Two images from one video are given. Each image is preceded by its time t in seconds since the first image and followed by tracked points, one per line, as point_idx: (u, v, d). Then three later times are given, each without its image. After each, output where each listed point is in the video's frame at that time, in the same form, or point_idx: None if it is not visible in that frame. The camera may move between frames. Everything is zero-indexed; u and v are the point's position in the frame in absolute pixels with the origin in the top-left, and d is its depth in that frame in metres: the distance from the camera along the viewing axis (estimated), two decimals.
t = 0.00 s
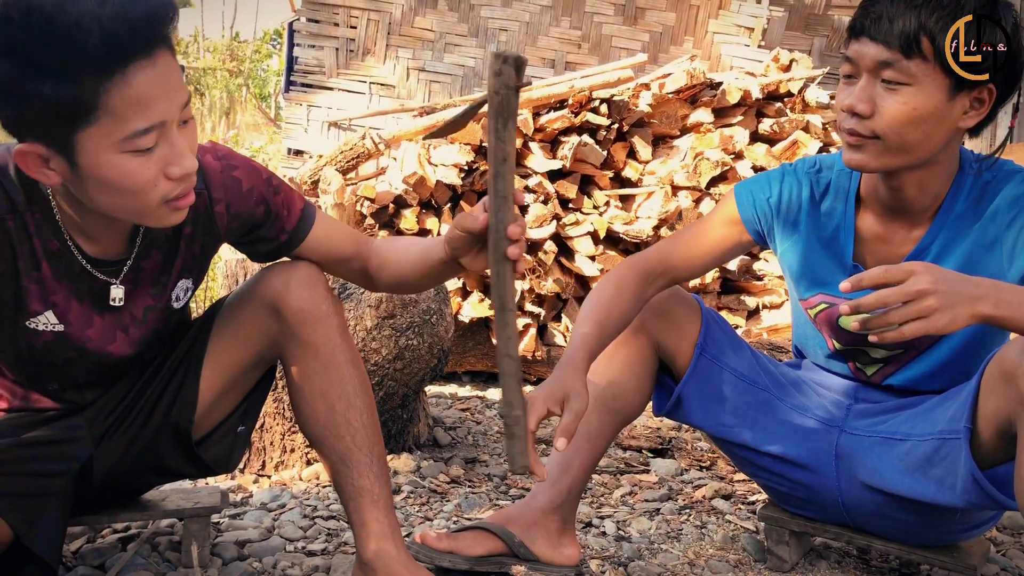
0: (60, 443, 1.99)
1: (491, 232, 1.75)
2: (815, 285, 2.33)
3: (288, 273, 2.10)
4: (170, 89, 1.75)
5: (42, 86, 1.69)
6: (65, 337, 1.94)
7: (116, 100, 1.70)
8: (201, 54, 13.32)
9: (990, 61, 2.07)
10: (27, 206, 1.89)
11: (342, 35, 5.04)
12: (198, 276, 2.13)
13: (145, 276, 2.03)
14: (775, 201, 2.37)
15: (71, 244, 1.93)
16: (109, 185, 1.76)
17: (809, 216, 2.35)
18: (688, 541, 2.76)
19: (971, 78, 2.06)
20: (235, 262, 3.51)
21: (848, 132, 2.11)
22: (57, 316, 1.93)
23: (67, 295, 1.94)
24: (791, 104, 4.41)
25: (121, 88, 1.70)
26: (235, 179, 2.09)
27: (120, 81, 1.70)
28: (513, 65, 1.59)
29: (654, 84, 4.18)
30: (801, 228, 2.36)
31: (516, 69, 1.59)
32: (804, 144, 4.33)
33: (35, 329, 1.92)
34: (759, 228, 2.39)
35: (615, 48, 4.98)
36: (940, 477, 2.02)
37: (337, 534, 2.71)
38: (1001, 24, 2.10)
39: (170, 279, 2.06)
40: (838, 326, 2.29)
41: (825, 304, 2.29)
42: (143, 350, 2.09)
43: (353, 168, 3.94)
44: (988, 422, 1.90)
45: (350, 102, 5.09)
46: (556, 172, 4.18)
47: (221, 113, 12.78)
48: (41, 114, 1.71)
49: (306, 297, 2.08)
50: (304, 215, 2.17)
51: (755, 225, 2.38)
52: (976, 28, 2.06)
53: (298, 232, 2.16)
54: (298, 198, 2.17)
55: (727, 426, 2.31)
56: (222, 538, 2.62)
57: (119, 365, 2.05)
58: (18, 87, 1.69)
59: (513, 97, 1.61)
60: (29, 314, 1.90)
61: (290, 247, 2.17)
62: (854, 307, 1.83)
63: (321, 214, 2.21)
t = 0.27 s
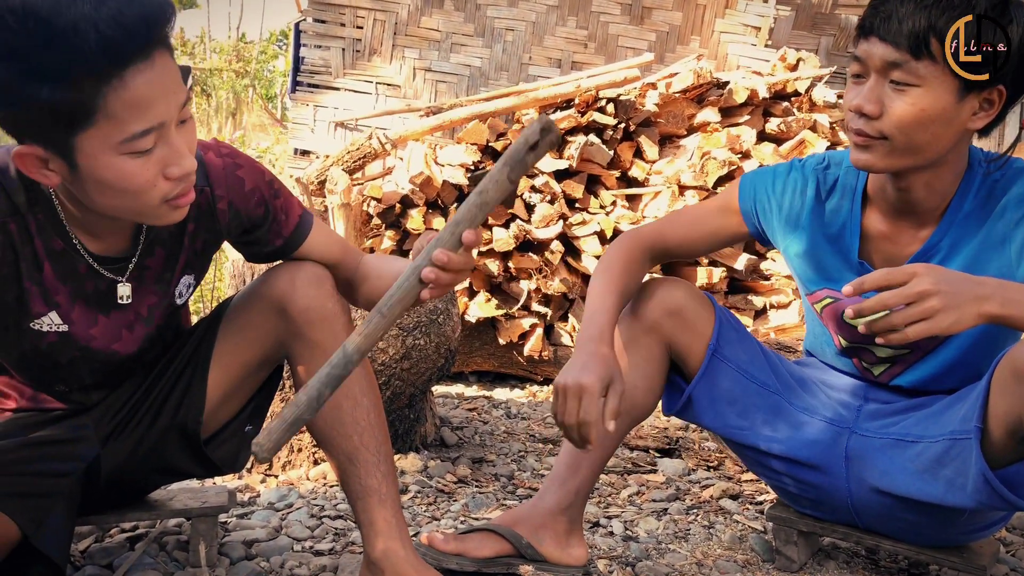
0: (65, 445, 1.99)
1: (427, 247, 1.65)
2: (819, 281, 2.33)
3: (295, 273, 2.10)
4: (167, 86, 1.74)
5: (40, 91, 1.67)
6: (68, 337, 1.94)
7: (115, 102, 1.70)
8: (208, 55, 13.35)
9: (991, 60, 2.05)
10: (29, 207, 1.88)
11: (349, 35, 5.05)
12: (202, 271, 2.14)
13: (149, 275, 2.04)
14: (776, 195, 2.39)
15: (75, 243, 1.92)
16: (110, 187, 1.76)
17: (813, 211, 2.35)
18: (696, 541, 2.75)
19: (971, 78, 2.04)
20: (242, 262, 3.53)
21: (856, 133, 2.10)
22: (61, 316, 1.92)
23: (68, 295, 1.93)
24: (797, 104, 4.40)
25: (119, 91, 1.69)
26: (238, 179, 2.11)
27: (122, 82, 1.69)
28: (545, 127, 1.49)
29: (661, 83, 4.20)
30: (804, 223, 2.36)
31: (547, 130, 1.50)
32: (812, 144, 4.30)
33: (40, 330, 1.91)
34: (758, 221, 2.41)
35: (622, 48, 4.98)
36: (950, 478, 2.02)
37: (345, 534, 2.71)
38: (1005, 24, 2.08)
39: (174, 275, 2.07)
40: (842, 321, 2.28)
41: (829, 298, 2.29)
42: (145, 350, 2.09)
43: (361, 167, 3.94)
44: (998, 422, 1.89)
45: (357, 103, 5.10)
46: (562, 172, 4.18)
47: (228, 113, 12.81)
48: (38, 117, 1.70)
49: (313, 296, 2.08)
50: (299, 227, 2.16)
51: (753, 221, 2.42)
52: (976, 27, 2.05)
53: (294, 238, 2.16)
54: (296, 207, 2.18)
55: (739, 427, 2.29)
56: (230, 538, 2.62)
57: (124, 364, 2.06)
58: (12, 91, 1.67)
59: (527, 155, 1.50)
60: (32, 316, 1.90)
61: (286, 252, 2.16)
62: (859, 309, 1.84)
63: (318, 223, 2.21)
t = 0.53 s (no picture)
0: (76, 440, 2.01)
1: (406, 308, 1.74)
2: (821, 277, 2.33)
3: (301, 271, 2.10)
4: (163, 94, 1.70)
5: (32, 78, 1.65)
6: (73, 337, 1.95)
7: (106, 102, 1.66)
8: (216, 54, 13.39)
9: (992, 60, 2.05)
10: (31, 207, 1.88)
11: (355, 34, 5.05)
12: (206, 271, 2.14)
13: (153, 274, 2.04)
14: (781, 191, 2.43)
15: (77, 243, 1.92)
16: (97, 187, 1.73)
17: (817, 206, 2.36)
18: (703, 539, 2.75)
19: (971, 78, 2.04)
20: (248, 260, 3.54)
21: (859, 131, 2.09)
22: (65, 316, 1.93)
23: (72, 296, 1.94)
24: (804, 102, 4.39)
25: (112, 91, 1.66)
26: (243, 178, 2.10)
27: (114, 83, 1.66)
28: (513, 186, 1.58)
29: (668, 81, 4.17)
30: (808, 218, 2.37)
31: (512, 187, 1.58)
32: (819, 142, 4.31)
33: (44, 330, 1.92)
34: (763, 217, 2.46)
35: (628, 46, 4.97)
36: (958, 478, 2.01)
37: (351, 531, 2.72)
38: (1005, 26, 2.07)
39: (178, 275, 2.07)
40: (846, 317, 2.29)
41: (832, 295, 2.31)
42: (150, 348, 2.09)
43: (367, 166, 3.93)
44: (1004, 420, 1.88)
45: (363, 101, 5.10)
46: (569, 171, 4.18)
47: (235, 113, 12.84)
48: (29, 110, 1.68)
49: (319, 295, 2.08)
50: (305, 225, 2.17)
51: (758, 219, 2.47)
52: (976, 27, 2.04)
53: (300, 238, 2.15)
54: (301, 206, 2.17)
55: (750, 428, 2.28)
56: (237, 535, 2.63)
57: (130, 362, 2.05)
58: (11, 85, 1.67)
59: (496, 212, 1.60)
60: (36, 316, 1.90)
61: (291, 252, 2.17)
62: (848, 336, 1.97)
63: (326, 222, 2.21)
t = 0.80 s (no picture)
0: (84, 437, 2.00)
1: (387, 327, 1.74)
2: (825, 272, 2.33)
3: (304, 267, 2.10)
4: (163, 102, 1.70)
5: (30, 79, 1.64)
6: (79, 336, 1.93)
7: (103, 108, 1.66)
8: (222, 51, 13.39)
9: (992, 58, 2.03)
10: (35, 206, 1.83)
11: (361, 30, 5.04)
12: (210, 267, 2.14)
13: (156, 272, 2.03)
14: (788, 188, 2.42)
15: (81, 244, 1.90)
16: (87, 189, 1.71)
17: (822, 200, 2.36)
18: (710, 536, 2.74)
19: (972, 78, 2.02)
20: (254, 256, 3.54)
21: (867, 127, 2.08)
22: (70, 316, 1.91)
23: (77, 296, 1.91)
24: (811, 97, 4.38)
25: (110, 97, 1.66)
26: (245, 175, 2.10)
27: (113, 88, 1.66)
28: (457, 194, 1.56)
29: (673, 77, 4.19)
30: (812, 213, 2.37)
31: (455, 198, 1.56)
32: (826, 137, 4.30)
33: (49, 330, 1.90)
34: (770, 214, 2.45)
35: (635, 42, 4.96)
36: (965, 476, 2.00)
37: (358, 527, 2.72)
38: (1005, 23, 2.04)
39: (182, 273, 2.07)
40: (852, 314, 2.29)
41: (838, 292, 2.31)
42: (156, 346, 2.09)
43: (373, 162, 3.94)
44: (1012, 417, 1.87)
45: (370, 98, 5.10)
46: (575, 167, 4.17)
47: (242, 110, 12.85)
48: (27, 110, 1.66)
49: (324, 291, 2.07)
50: (309, 217, 2.17)
51: (766, 218, 2.46)
52: (976, 27, 2.01)
53: (303, 234, 2.16)
54: (305, 201, 2.17)
55: (758, 425, 2.28)
56: (244, 531, 2.63)
57: (135, 361, 2.06)
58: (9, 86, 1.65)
59: (446, 226, 1.59)
60: (41, 317, 1.88)
61: (295, 247, 2.17)
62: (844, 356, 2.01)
63: (329, 218, 2.20)
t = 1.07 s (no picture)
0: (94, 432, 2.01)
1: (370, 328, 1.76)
2: (835, 266, 2.33)
3: (313, 262, 2.10)
4: (174, 98, 1.70)
5: (40, 76, 1.65)
6: (91, 331, 1.93)
7: (114, 102, 1.66)
8: (228, 48, 13.41)
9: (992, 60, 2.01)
10: (46, 203, 1.82)
11: (368, 26, 5.04)
12: (220, 261, 2.14)
13: (167, 266, 2.04)
14: (797, 182, 2.42)
15: (92, 239, 1.89)
16: (100, 186, 1.72)
17: (831, 193, 2.35)
18: (718, 531, 2.74)
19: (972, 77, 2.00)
20: (263, 252, 3.56)
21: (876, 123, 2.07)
22: (83, 311, 1.91)
23: (89, 291, 1.91)
24: (820, 93, 4.38)
25: (120, 93, 1.65)
26: (254, 169, 2.10)
27: (125, 83, 1.66)
28: (453, 216, 1.56)
29: (681, 72, 4.18)
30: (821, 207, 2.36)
31: (450, 219, 1.57)
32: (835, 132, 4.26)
33: (63, 325, 1.90)
34: (780, 208, 2.46)
35: (642, 37, 4.95)
36: (977, 471, 2.00)
37: (366, 522, 2.72)
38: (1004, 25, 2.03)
39: (193, 268, 2.08)
40: (861, 306, 2.29)
41: (847, 285, 2.30)
42: (167, 341, 2.10)
43: (380, 158, 3.90)
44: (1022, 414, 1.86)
45: (377, 94, 5.10)
46: (582, 163, 4.17)
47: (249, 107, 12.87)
48: (40, 107, 1.67)
49: (332, 285, 2.07)
50: (318, 213, 2.17)
51: (775, 211, 2.47)
52: (976, 27, 2.00)
53: (312, 228, 2.16)
54: (313, 195, 2.17)
55: (768, 421, 2.28)
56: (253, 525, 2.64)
57: (146, 356, 2.07)
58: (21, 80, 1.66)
59: (437, 244, 1.60)
60: (55, 312, 1.87)
61: (304, 242, 2.18)
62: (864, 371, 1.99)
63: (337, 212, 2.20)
